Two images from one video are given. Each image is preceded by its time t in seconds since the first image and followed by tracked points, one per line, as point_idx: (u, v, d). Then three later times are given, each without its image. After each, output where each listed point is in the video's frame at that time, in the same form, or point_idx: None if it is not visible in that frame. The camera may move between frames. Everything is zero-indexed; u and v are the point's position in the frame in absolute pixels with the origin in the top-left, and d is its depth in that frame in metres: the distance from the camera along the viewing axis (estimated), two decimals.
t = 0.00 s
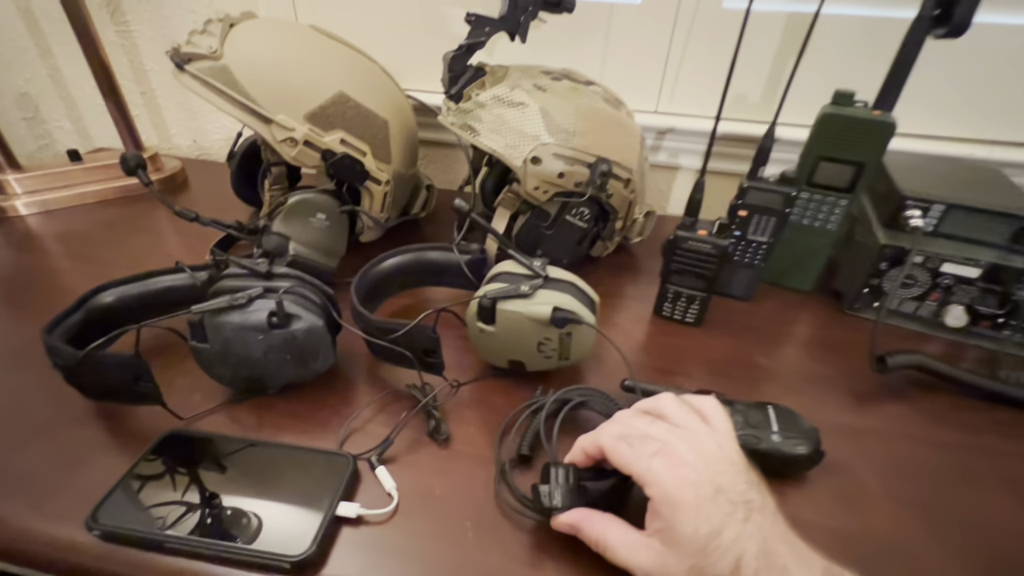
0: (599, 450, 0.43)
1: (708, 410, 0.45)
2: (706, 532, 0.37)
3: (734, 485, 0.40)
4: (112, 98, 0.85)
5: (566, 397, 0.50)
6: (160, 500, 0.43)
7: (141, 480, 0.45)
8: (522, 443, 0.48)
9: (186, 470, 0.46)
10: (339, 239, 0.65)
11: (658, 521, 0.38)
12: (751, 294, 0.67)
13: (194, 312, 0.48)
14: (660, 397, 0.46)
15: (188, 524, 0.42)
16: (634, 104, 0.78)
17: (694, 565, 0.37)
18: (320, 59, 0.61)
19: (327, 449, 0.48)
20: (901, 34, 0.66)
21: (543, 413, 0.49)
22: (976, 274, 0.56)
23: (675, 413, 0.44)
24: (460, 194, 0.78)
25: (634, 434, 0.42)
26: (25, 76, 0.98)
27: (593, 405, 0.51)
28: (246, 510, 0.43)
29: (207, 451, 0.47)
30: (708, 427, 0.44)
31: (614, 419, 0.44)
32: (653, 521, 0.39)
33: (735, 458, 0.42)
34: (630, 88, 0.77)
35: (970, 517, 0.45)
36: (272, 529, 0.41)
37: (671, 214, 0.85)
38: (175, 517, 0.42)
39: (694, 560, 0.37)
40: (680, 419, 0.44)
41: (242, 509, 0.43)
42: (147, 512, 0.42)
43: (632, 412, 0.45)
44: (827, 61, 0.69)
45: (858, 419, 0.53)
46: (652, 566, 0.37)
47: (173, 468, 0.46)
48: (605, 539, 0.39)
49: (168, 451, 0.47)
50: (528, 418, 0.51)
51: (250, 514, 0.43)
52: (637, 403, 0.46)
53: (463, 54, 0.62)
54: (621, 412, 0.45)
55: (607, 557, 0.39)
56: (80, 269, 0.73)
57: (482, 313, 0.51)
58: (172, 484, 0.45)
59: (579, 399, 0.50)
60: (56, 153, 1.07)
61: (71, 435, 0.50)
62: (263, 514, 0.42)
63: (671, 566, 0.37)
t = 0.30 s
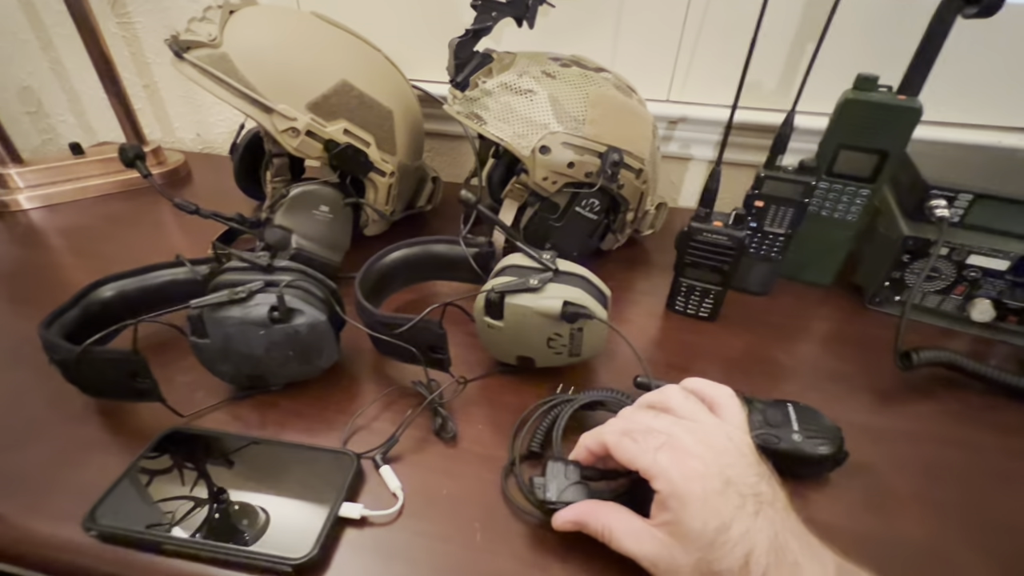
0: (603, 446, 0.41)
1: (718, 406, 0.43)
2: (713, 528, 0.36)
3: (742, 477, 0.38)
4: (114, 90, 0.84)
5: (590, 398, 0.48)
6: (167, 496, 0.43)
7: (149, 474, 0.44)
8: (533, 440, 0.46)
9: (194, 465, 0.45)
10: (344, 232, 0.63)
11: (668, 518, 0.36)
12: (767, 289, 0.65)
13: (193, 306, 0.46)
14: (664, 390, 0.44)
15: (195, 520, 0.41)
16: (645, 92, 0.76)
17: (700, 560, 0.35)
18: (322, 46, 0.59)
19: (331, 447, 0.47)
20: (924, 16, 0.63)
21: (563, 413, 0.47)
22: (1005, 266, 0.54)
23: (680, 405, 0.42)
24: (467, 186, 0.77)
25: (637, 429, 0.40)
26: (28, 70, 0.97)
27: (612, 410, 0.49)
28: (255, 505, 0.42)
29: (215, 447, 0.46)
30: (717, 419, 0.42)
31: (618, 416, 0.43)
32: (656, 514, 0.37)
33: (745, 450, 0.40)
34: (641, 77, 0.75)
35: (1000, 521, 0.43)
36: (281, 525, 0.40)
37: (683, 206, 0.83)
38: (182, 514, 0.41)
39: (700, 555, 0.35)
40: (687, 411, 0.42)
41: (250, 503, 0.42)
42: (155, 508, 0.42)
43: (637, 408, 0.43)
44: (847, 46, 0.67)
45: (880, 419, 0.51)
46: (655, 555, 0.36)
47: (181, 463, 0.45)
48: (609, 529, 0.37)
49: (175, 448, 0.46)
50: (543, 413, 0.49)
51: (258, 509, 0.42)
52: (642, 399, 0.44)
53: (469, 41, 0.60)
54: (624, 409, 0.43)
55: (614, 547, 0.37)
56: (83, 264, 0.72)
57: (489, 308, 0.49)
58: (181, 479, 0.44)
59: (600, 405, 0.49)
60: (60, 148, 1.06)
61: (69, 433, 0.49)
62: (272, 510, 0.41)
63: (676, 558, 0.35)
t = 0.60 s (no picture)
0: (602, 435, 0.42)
1: (718, 397, 0.44)
2: (709, 516, 0.36)
3: (739, 468, 0.39)
4: (116, 89, 0.85)
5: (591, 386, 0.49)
6: (169, 492, 0.43)
7: (150, 472, 0.44)
8: (538, 426, 0.48)
9: (194, 462, 0.45)
10: (343, 229, 0.64)
11: (663, 506, 0.37)
12: (761, 284, 0.66)
13: (196, 300, 0.47)
14: (666, 380, 0.44)
15: (196, 516, 0.41)
16: (641, 90, 0.77)
17: (694, 546, 0.36)
18: (321, 45, 0.60)
19: (331, 438, 0.48)
20: (917, 13, 0.64)
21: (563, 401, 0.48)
22: (996, 261, 0.54)
23: (681, 396, 0.43)
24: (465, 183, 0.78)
25: (637, 419, 0.41)
26: (30, 69, 0.98)
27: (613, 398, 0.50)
28: (255, 502, 0.42)
29: (217, 444, 0.47)
30: (716, 410, 0.42)
31: (619, 404, 0.43)
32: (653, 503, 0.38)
33: (743, 442, 0.41)
34: (637, 75, 0.76)
35: (987, 510, 0.44)
36: (283, 522, 0.41)
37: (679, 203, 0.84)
38: (183, 509, 0.42)
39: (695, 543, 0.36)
40: (686, 401, 0.42)
41: (251, 501, 0.42)
42: (157, 504, 0.42)
43: (637, 396, 0.44)
44: (840, 43, 0.67)
45: (871, 411, 0.52)
46: (651, 538, 0.37)
47: (182, 461, 0.45)
48: (609, 510, 0.39)
49: (179, 444, 0.47)
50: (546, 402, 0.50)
51: (259, 508, 0.42)
52: (644, 387, 0.45)
53: (468, 39, 0.61)
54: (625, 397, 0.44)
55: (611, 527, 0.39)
56: (86, 261, 0.73)
57: (486, 302, 0.50)
58: (181, 476, 0.44)
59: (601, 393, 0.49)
60: (62, 147, 1.07)
61: (74, 425, 0.50)
62: (272, 508, 0.42)
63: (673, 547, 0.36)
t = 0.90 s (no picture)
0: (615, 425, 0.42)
1: (729, 391, 0.44)
2: (722, 509, 0.36)
3: (750, 459, 0.39)
4: (128, 89, 0.86)
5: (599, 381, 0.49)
6: (178, 487, 0.43)
7: (159, 467, 0.45)
8: (547, 424, 0.48)
9: (203, 458, 0.46)
10: (351, 225, 0.65)
11: (672, 498, 0.37)
12: (766, 280, 0.66)
13: (209, 294, 0.48)
14: (677, 374, 0.45)
15: (205, 509, 0.42)
16: (646, 88, 0.77)
17: (706, 539, 0.36)
18: (330, 44, 0.61)
19: (340, 430, 0.48)
20: (922, 10, 0.64)
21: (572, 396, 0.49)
22: (1001, 257, 0.54)
23: (692, 389, 0.43)
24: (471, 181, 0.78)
25: (650, 411, 0.41)
26: (43, 69, 0.99)
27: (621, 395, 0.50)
28: (263, 498, 0.43)
29: (225, 440, 0.47)
30: (727, 405, 0.43)
31: (630, 397, 0.44)
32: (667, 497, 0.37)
33: (753, 435, 0.41)
34: (642, 73, 0.76)
35: (992, 504, 0.44)
36: (291, 516, 0.41)
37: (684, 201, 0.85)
38: (193, 503, 0.42)
39: (708, 535, 0.36)
40: (698, 395, 0.43)
41: (259, 497, 0.43)
42: (167, 498, 0.42)
43: (648, 389, 0.44)
44: (844, 41, 0.67)
45: (875, 406, 0.52)
46: (663, 532, 0.37)
47: (191, 456, 0.46)
48: (620, 500, 0.39)
49: (190, 439, 0.48)
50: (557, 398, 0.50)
51: (267, 502, 0.42)
52: (654, 380, 0.45)
53: (473, 39, 0.62)
54: (636, 389, 0.44)
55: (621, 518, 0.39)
56: (99, 257, 0.74)
57: (492, 297, 0.51)
58: (190, 471, 0.45)
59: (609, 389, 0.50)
60: (74, 146, 1.08)
61: (90, 416, 0.51)
62: (279, 503, 0.42)
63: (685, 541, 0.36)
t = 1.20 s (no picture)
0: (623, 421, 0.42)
1: (733, 389, 0.44)
2: (732, 508, 0.36)
3: (759, 458, 0.39)
4: (128, 87, 0.86)
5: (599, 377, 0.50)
6: (180, 484, 0.44)
7: (161, 465, 0.45)
8: (549, 422, 0.48)
9: (205, 456, 0.46)
10: (351, 223, 0.66)
11: (675, 495, 0.37)
12: (765, 278, 0.66)
13: (210, 292, 0.48)
14: (683, 370, 0.45)
15: (207, 506, 0.42)
16: (646, 86, 0.78)
17: (712, 538, 0.36)
18: (330, 42, 0.61)
19: (341, 426, 0.49)
20: (922, 7, 0.64)
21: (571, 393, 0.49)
22: (999, 255, 0.54)
23: (699, 385, 0.43)
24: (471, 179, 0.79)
25: (659, 407, 0.41)
26: (43, 67, 0.99)
27: (623, 393, 0.50)
28: (264, 495, 0.43)
29: (226, 438, 0.48)
30: (733, 402, 0.43)
31: (637, 392, 0.43)
32: (674, 495, 0.37)
33: (760, 433, 0.41)
34: (642, 72, 0.76)
35: (991, 500, 0.44)
36: (291, 512, 0.41)
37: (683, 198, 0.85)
38: (195, 500, 0.42)
39: (714, 533, 0.36)
40: (705, 391, 0.43)
41: (260, 494, 0.43)
42: (168, 494, 0.43)
43: (655, 385, 0.44)
44: (844, 38, 0.68)
45: (874, 402, 0.52)
46: (667, 528, 0.37)
47: (193, 455, 0.46)
48: (623, 497, 0.39)
49: (192, 436, 0.48)
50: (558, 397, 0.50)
51: (268, 499, 0.42)
52: (659, 376, 0.45)
53: (473, 37, 0.62)
54: (643, 385, 0.44)
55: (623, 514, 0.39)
56: (100, 255, 0.74)
57: (492, 294, 0.51)
58: (192, 469, 0.45)
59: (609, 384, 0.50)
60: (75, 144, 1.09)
61: (92, 412, 0.51)
62: (280, 500, 0.42)
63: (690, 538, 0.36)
